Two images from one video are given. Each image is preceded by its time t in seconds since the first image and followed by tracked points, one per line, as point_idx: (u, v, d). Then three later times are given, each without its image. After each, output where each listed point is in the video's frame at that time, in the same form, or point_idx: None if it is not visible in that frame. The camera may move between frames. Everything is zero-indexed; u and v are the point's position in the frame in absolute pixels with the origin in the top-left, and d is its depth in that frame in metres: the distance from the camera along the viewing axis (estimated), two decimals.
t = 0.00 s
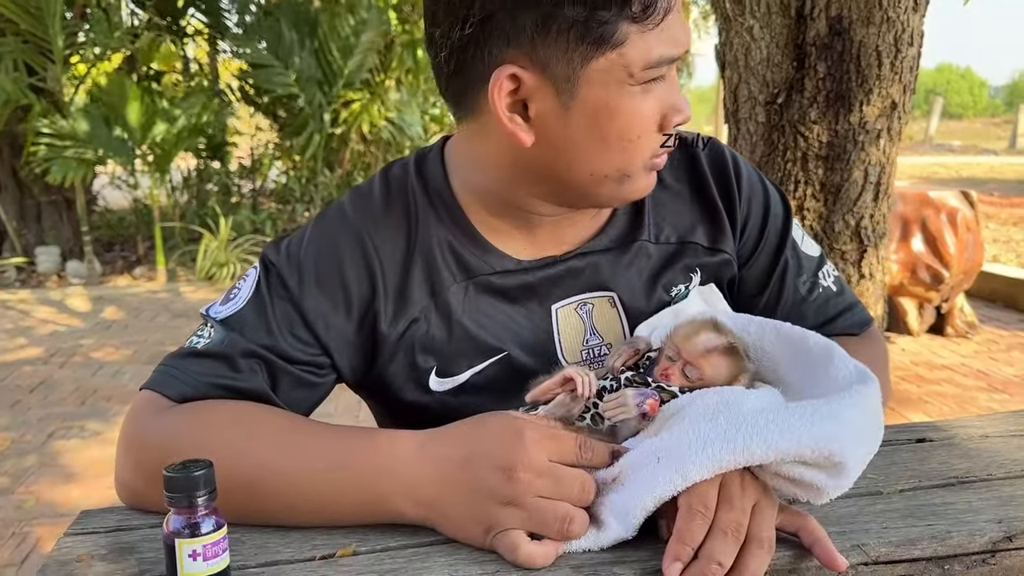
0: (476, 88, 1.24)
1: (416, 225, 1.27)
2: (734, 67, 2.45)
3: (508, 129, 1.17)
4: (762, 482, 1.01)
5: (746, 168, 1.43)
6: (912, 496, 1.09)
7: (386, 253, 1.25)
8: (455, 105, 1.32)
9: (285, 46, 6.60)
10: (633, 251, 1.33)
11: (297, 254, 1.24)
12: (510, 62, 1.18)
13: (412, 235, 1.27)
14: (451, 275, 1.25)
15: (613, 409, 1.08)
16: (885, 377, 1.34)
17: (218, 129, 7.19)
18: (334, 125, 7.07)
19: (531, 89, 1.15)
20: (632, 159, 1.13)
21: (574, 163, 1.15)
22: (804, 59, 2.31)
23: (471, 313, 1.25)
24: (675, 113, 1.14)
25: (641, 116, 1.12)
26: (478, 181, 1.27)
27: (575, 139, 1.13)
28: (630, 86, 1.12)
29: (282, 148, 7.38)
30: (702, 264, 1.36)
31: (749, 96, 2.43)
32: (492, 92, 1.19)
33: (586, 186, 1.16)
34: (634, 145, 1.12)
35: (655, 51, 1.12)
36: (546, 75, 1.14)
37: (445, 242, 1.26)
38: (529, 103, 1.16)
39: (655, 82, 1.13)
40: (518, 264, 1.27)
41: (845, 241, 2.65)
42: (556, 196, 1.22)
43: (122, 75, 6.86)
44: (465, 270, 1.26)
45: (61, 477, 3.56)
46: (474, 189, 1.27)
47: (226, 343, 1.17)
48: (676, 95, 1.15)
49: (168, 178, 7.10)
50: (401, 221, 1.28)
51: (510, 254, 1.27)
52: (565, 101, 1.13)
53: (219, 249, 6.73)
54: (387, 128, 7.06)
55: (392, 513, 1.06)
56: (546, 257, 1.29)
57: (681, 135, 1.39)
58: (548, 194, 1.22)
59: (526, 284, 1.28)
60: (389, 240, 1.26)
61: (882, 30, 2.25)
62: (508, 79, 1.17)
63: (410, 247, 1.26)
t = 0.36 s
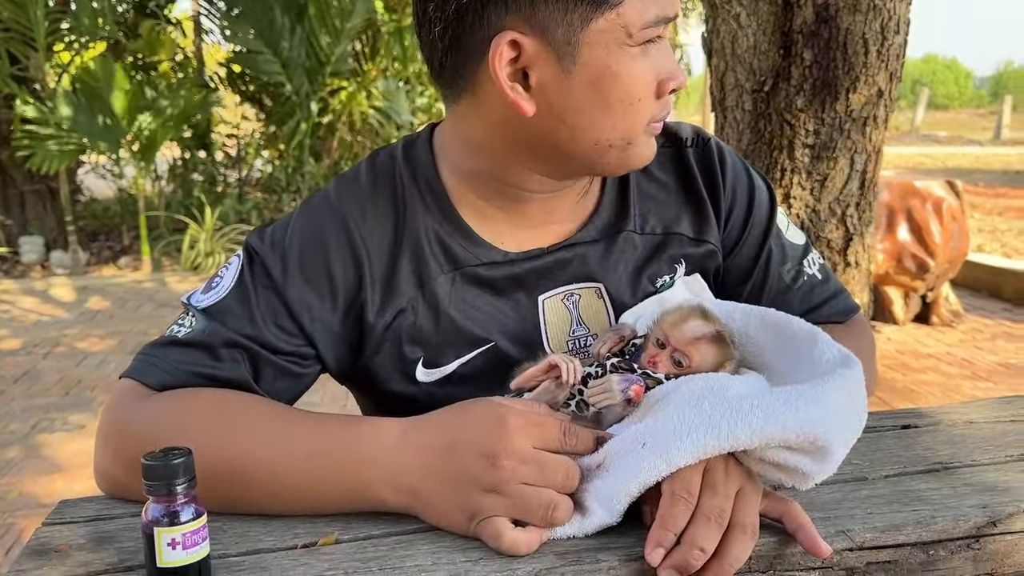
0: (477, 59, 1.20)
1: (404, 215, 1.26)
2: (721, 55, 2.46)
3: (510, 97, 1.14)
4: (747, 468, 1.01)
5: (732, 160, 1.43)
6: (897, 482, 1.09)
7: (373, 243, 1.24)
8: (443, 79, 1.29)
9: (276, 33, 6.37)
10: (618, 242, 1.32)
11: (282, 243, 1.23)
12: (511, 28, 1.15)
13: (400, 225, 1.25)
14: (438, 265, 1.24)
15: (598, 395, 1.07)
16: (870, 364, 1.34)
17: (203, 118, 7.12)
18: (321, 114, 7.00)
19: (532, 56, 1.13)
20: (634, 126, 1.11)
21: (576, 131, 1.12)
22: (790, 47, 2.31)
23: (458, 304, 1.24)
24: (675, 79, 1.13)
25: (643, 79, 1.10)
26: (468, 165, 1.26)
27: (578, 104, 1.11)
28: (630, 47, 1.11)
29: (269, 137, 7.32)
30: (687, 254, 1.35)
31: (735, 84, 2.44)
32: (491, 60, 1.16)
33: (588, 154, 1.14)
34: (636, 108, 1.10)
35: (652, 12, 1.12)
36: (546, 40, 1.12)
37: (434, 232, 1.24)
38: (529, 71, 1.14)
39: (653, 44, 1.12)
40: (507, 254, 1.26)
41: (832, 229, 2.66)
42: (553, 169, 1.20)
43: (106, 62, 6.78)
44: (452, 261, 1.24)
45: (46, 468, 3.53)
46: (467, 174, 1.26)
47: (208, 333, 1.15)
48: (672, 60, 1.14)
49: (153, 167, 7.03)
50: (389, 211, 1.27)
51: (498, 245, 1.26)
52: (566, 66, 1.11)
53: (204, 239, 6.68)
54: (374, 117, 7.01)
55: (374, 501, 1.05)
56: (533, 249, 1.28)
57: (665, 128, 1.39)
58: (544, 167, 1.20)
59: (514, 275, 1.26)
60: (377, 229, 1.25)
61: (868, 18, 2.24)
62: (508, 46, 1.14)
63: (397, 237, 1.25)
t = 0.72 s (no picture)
0: (461, 38, 1.19)
1: (393, 202, 1.24)
2: (709, 43, 2.42)
3: (494, 76, 1.13)
4: (737, 454, 1.00)
5: (722, 147, 1.42)
6: (889, 468, 1.09)
7: (362, 230, 1.22)
8: (428, 60, 1.28)
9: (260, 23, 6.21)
10: (609, 230, 1.31)
11: (269, 230, 1.21)
12: (493, 5, 1.14)
13: (389, 211, 1.24)
14: (427, 252, 1.22)
15: (588, 381, 1.05)
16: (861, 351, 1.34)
17: (188, 109, 7.05)
18: (307, 104, 6.95)
19: (515, 34, 1.12)
20: (623, 105, 1.10)
21: (563, 109, 1.11)
22: (780, 35, 2.30)
23: (448, 291, 1.23)
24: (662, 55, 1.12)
25: (629, 55, 1.09)
26: (457, 149, 1.25)
27: (564, 81, 1.10)
28: (616, 22, 1.09)
29: (254, 128, 7.26)
30: (677, 241, 1.35)
31: (724, 72, 2.41)
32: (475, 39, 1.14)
33: (577, 134, 1.12)
34: (623, 86, 1.09)
35: None
36: (529, 17, 1.10)
37: (423, 219, 1.23)
38: (513, 48, 1.12)
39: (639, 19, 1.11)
40: (496, 242, 1.25)
41: (819, 218, 2.66)
42: (542, 149, 1.19)
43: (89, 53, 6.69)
44: (442, 248, 1.23)
45: (30, 461, 3.49)
46: (457, 159, 1.25)
47: (193, 320, 1.13)
48: (659, 36, 1.12)
49: (137, 158, 6.96)
50: (377, 198, 1.25)
51: (487, 233, 1.25)
52: (550, 42, 1.09)
53: (189, 231, 6.62)
54: (361, 108, 6.96)
55: (362, 490, 1.04)
56: (522, 237, 1.27)
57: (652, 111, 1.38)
58: (533, 147, 1.19)
59: (504, 263, 1.25)
60: (365, 217, 1.23)
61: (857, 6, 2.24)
62: (490, 24, 1.13)
63: (386, 224, 1.23)
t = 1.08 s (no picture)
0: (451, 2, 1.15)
1: (377, 177, 1.20)
2: (699, 25, 2.40)
3: (486, 37, 1.09)
4: (731, 438, 0.97)
5: (716, 124, 1.39)
6: (886, 452, 1.06)
7: (344, 207, 1.18)
8: (414, 26, 1.24)
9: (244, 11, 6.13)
10: (599, 207, 1.28)
11: (246, 208, 1.17)
12: None
13: (373, 187, 1.20)
14: (412, 231, 1.18)
15: (578, 363, 1.02)
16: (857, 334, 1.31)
17: (171, 97, 6.96)
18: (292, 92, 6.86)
19: None
20: (615, 71, 1.07)
21: (555, 73, 1.07)
22: (770, 18, 2.27)
23: (433, 271, 1.19)
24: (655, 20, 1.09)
25: (623, 18, 1.05)
26: (443, 122, 1.21)
27: (556, 44, 1.06)
28: None
29: (239, 116, 7.18)
30: (669, 220, 1.31)
31: (714, 55, 2.39)
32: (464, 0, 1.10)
33: (568, 102, 1.09)
34: (616, 49, 1.06)
35: None
36: None
37: (408, 195, 1.19)
38: (505, 9, 1.08)
39: None
40: (484, 221, 1.21)
41: (809, 202, 2.62)
42: (532, 120, 1.16)
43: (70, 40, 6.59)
44: (428, 226, 1.19)
45: (9, 454, 3.43)
46: (443, 133, 1.21)
47: (166, 302, 1.09)
48: None
49: (119, 147, 6.87)
50: (360, 174, 1.21)
51: (474, 211, 1.21)
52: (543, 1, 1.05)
53: (173, 221, 6.54)
54: (347, 96, 6.88)
55: (344, 476, 1.00)
56: (511, 216, 1.23)
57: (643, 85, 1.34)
58: (522, 117, 1.15)
59: (491, 242, 1.21)
60: (347, 193, 1.19)
61: None
62: None
63: (370, 200, 1.19)
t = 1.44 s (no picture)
0: None
1: (364, 162, 1.18)
2: (689, 13, 2.39)
3: (475, 16, 1.06)
4: (725, 425, 0.96)
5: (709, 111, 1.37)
6: (880, 439, 1.05)
7: (330, 192, 1.16)
8: (401, 6, 1.21)
9: None
10: (591, 192, 1.25)
11: (229, 192, 1.14)
12: None
13: (360, 172, 1.17)
14: (400, 217, 1.16)
15: (570, 349, 0.99)
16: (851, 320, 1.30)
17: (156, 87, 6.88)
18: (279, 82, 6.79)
19: None
20: (608, 52, 1.05)
21: (546, 54, 1.05)
22: (760, 4, 2.26)
23: (421, 258, 1.17)
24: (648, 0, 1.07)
25: None
26: (432, 105, 1.19)
27: (547, 24, 1.03)
28: None
29: (225, 106, 7.11)
30: (662, 206, 1.30)
31: (704, 43, 2.38)
32: None
33: (558, 84, 1.07)
34: (609, 30, 1.04)
35: None
36: None
37: (396, 180, 1.17)
38: None
39: None
40: (473, 207, 1.19)
41: (800, 192, 2.60)
42: (522, 104, 1.14)
43: (53, 29, 6.50)
44: (416, 211, 1.17)
45: None
46: (431, 116, 1.19)
47: (146, 289, 1.06)
48: None
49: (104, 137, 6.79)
50: (346, 158, 1.18)
51: (463, 197, 1.19)
52: None
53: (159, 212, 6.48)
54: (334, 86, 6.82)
55: (329, 466, 0.98)
56: (500, 201, 1.21)
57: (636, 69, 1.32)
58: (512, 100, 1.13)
59: (481, 228, 1.19)
60: (334, 177, 1.17)
61: None
62: None
63: (357, 184, 1.17)
